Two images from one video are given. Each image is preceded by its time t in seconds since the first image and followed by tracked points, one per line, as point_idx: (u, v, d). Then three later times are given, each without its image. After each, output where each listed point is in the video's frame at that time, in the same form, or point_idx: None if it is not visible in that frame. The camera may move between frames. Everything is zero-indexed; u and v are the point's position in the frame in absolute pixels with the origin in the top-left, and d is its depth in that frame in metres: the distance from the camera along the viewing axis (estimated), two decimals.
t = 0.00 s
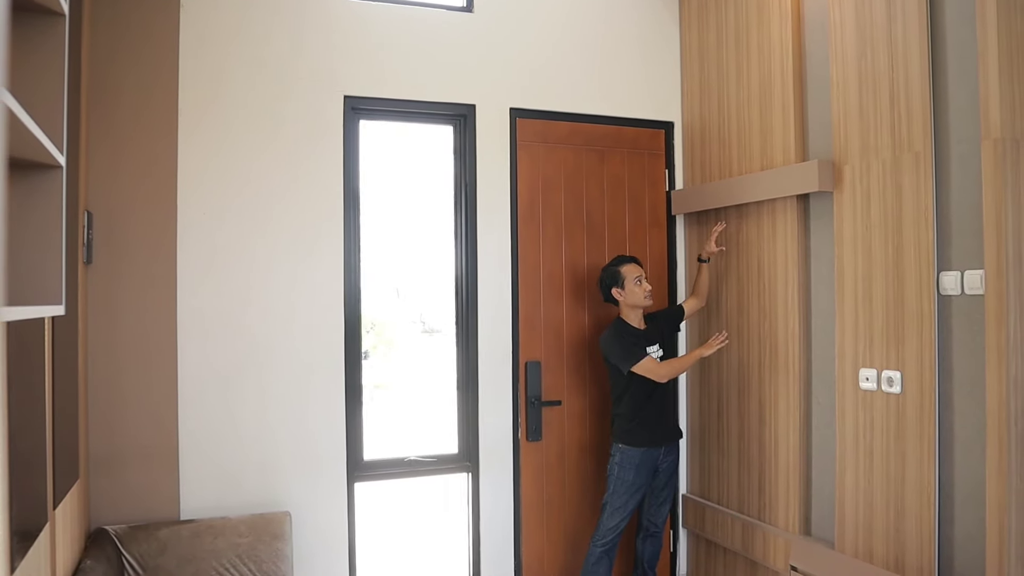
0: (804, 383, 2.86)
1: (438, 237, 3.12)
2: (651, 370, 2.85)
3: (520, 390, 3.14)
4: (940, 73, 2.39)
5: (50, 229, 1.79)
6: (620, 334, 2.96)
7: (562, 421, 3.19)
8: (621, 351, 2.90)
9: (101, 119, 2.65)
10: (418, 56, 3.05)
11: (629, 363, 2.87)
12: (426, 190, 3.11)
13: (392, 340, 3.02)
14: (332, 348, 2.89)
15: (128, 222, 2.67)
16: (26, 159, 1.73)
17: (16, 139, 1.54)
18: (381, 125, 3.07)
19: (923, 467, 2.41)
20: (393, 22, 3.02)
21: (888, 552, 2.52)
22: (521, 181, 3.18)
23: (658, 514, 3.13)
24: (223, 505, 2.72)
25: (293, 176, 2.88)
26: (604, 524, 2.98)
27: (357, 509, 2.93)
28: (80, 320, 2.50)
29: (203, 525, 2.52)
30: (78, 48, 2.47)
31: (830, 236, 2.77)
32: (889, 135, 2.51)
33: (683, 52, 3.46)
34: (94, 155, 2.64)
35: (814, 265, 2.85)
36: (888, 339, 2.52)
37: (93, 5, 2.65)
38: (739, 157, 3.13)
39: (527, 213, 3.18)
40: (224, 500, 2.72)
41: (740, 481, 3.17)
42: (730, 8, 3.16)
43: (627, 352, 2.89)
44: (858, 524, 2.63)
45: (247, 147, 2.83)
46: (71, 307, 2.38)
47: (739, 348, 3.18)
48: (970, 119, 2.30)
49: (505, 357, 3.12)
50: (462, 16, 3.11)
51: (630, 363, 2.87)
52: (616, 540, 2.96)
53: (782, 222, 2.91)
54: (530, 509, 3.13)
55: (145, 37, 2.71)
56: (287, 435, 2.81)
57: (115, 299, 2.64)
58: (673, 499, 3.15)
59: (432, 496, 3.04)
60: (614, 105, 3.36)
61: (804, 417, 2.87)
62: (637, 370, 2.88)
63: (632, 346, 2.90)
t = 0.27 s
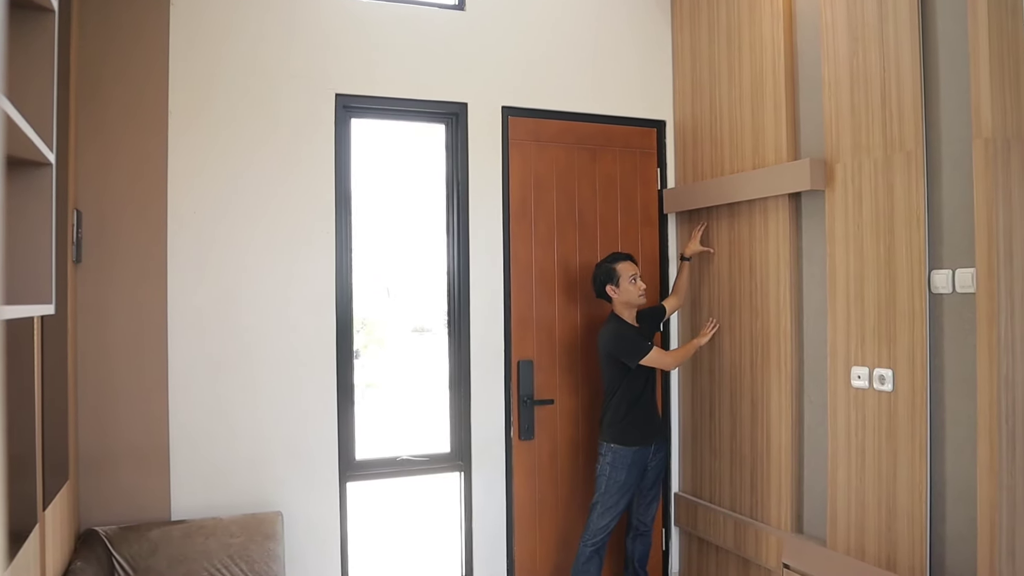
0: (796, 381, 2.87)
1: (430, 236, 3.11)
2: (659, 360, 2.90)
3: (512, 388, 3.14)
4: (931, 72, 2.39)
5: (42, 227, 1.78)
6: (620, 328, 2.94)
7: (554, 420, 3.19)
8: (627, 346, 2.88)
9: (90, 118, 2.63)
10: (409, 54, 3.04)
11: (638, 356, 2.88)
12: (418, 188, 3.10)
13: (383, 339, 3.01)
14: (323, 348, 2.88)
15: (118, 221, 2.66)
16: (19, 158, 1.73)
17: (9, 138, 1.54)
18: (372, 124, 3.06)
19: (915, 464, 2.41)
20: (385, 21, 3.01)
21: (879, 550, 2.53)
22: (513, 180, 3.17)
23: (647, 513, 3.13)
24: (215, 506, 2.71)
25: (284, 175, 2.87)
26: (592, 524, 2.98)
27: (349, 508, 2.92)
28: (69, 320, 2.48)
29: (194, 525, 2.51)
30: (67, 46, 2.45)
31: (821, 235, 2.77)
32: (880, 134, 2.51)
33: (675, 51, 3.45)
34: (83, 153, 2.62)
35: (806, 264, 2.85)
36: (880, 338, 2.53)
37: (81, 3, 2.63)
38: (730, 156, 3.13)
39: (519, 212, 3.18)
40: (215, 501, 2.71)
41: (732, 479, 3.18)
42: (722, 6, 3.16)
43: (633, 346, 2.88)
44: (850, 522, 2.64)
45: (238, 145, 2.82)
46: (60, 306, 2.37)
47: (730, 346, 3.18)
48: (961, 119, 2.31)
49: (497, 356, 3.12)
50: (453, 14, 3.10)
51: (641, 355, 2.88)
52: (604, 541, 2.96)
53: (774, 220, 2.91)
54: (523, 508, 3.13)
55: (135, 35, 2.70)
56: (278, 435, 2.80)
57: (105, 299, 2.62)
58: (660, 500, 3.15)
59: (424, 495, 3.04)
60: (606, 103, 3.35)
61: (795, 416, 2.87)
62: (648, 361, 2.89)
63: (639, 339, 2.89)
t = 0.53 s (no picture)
0: (787, 379, 2.87)
1: (421, 234, 3.10)
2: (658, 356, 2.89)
3: (504, 387, 3.13)
4: (921, 70, 2.39)
5: (31, 224, 1.77)
6: (618, 326, 2.92)
7: (545, 419, 3.19)
8: (626, 344, 2.87)
9: (78, 115, 2.62)
10: (400, 52, 3.03)
11: (638, 354, 2.86)
12: (409, 186, 3.09)
13: (374, 338, 3.00)
14: (314, 347, 2.87)
15: (107, 219, 2.64)
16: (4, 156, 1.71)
17: None
18: (363, 122, 3.05)
19: (905, 461, 2.42)
20: (375, 18, 3.00)
21: (870, 548, 2.54)
22: (505, 178, 3.17)
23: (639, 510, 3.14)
24: (205, 505, 2.70)
25: (275, 173, 2.85)
26: (586, 524, 2.98)
27: (340, 508, 2.91)
28: (58, 319, 2.47)
29: (184, 525, 2.50)
30: (54, 42, 2.44)
31: (812, 233, 2.77)
32: (871, 133, 2.52)
33: (666, 48, 3.45)
34: (71, 151, 2.60)
35: (797, 262, 2.85)
36: (870, 335, 2.53)
37: None
38: (722, 154, 3.13)
39: (510, 210, 3.17)
40: (205, 500, 2.70)
41: (723, 477, 3.18)
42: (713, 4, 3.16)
43: (632, 344, 2.87)
44: (841, 520, 2.65)
45: (228, 143, 2.80)
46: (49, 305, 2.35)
47: (721, 344, 3.19)
48: (951, 118, 2.31)
49: (488, 355, 3.11)
50: (444, 11, 3.09)
51: (641, 351, 2.86)
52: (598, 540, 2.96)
53: (765, 218, 2.91)
54: (514, 506, 3.13)
55: (123, 32, 2.68)
56: (269, 434, 2.79)
57: (94, 298, 2.61)
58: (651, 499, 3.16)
59: (416, 494, 3.03)
60: (598, 101, 3.35)
61: (787, 414, 2.88)
62: (647, 358, 2.89)
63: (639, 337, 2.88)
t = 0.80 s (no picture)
0: (778, 377, 2.88)
1: (412, 232, 3.10)
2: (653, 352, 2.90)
3: (495, 386, 3.13)
4: (912, 69, 2.40)
5: (20, 221, 1.76)
6: (611, 326, 2.93)
7: (536, 417, 3.19)
8: (617, 343, 2.88)
9: (67, 112, 2.60)
10: (392, 49, 3.02)
11: (629, 353, 2.87)
12: (401, 184, 3.09)
13: (365, 336, 2.99)
14: (304, 347, 2.86)
15: (96, 217, 2.62)
16: None
17: None
18: (355, 119, 3.04)
19: (896, 458, 2.43)
20: (367, 15, 2.99)
21: (860, 545, 2.55)
22: (496, 175, 3.16)
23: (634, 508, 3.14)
24: (195, 504, 2.69)
25: (265, 170, 2.84)
26: (586, 521, 2.98)
27: (332, 506, 2.90)
28: (46, 317, 2.45)
29: (174, 525, 2.49)
30: (43, 38, 2.42)
31: (803, 231, 2.78)
32: (862, 131, 2.52)
33: (658, 47, 3.45)
34: (59, 148, 2.58)
35: (788, 260, 2.86)
36: (861, 333, 2.54)
37: None
38: (713, 153, 3.13)
39: (502, 208, 3.17)
40: (195, 499, 2.69)
41: (715, 475, 3.19)
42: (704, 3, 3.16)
43: (623, 343, 2.88)
44: (832, 517, 2.65)
45: (218, 140, 2.79)
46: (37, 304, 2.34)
47: (713, 342, 3.18)
48: (941, 116, 2.32)
49: (479, 354, 3.11)
50: (436, 9, 3.08)
51: (631, 351, 2.87)
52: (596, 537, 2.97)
53: (756, 216, 2.92)
54: (506, 505, 3.12)
55: (112, 28, 2.66)
56: (259, 433, 2.78)
57: (83, 295, 2.59)
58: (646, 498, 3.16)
59: (407, 492, 3.03)
60: (590, 100, 3.35)
61: (778, 412, 2.88)
62: (639, 357, 2.88)
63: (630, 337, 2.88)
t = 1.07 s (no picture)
0: (770, 376, 2.88)
1: (405, 230, 3.09)
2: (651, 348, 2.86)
3: (488, 384, 3.13)
4: (904, 68, 2.41)
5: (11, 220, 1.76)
6: (604, 325, 2.93)
7: (529, 416, 3.19)
8: (610, 343, 2.88)
9: (57, 109, 2.58)
10: (384, 47, 3.01)
11: (622, 352, 2.86)
12: (393, 183, 3.08)
13: (356, 335, 2.99)
14: (296, 347, 2.85)
15: (87, 215, 2.61)
16: None
17: None
18: (347, 117, 3.03)
19: (888, 456, 2.44)
20: (359, 12, 2.97)
21: (852, 543, 2.56)
22: (488, 174, 3.16)
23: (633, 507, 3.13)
24: (186, 504, 2.68)
25: (256, 168, 2.83)
26: (595, 516, 2.98)
27: (324, 505, 2.90)
28: (36, 316, 2.44)
29: (166, 524, 2.49)
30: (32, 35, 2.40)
31: (795, 230, 2.78)
32: (855, 130, 2.52)
33: (651, 45, 3.44)
34: (49, 145, 2.57)
35: (780, 259, 2.86)
36: (853, 332, 2.54)
37: None
38: (706, 151, 3.13)
39: (494, 207, 3.16)
40: (186, 499, 2.68)
41: (707, 473, 3.20)
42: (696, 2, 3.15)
43: (616, 342, 2.87)
44: (824, 515, 2.66)
45: (210, 138, 2.78)
46: (27, 303, 2.32)
47: (705, 341, 3.18)
48: (933, 116, 2.32)
49: (472, 353, 3.11)
50: (428, 7, 3.07)
51: (625, 351, 2.86)
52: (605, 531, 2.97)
53: (749, 215, 2.92)
54: (498, 503, 3.13)
55: (103, 25, 2.64)
56: (251, 432, 2.77)
57: (73, 294, 2.58)
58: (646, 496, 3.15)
59: (400, 491, 3.03)
60: (582, 99, 3.34)
61: (770, 411, 2.89)
62: (634, 356, 2.87)
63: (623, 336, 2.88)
